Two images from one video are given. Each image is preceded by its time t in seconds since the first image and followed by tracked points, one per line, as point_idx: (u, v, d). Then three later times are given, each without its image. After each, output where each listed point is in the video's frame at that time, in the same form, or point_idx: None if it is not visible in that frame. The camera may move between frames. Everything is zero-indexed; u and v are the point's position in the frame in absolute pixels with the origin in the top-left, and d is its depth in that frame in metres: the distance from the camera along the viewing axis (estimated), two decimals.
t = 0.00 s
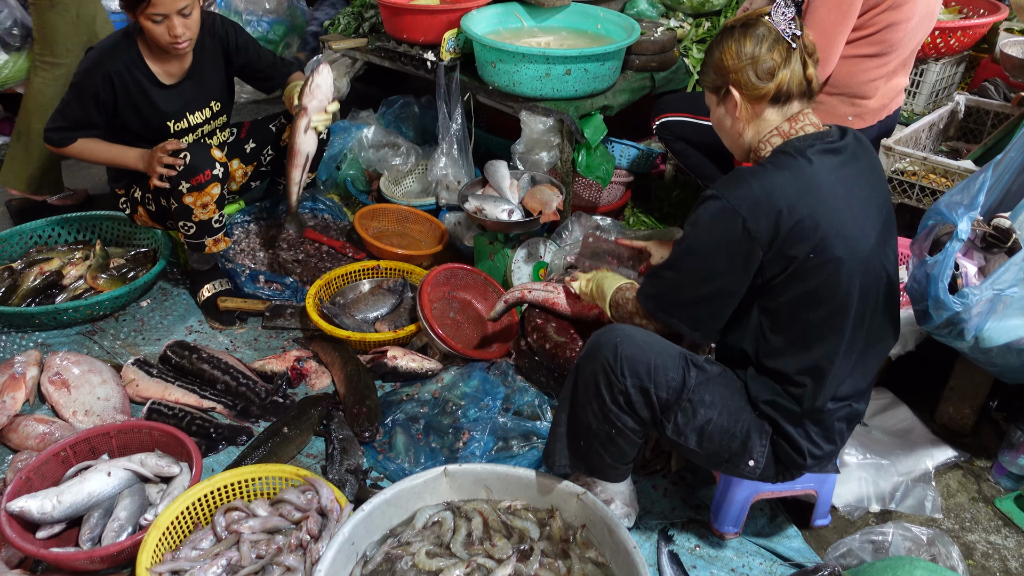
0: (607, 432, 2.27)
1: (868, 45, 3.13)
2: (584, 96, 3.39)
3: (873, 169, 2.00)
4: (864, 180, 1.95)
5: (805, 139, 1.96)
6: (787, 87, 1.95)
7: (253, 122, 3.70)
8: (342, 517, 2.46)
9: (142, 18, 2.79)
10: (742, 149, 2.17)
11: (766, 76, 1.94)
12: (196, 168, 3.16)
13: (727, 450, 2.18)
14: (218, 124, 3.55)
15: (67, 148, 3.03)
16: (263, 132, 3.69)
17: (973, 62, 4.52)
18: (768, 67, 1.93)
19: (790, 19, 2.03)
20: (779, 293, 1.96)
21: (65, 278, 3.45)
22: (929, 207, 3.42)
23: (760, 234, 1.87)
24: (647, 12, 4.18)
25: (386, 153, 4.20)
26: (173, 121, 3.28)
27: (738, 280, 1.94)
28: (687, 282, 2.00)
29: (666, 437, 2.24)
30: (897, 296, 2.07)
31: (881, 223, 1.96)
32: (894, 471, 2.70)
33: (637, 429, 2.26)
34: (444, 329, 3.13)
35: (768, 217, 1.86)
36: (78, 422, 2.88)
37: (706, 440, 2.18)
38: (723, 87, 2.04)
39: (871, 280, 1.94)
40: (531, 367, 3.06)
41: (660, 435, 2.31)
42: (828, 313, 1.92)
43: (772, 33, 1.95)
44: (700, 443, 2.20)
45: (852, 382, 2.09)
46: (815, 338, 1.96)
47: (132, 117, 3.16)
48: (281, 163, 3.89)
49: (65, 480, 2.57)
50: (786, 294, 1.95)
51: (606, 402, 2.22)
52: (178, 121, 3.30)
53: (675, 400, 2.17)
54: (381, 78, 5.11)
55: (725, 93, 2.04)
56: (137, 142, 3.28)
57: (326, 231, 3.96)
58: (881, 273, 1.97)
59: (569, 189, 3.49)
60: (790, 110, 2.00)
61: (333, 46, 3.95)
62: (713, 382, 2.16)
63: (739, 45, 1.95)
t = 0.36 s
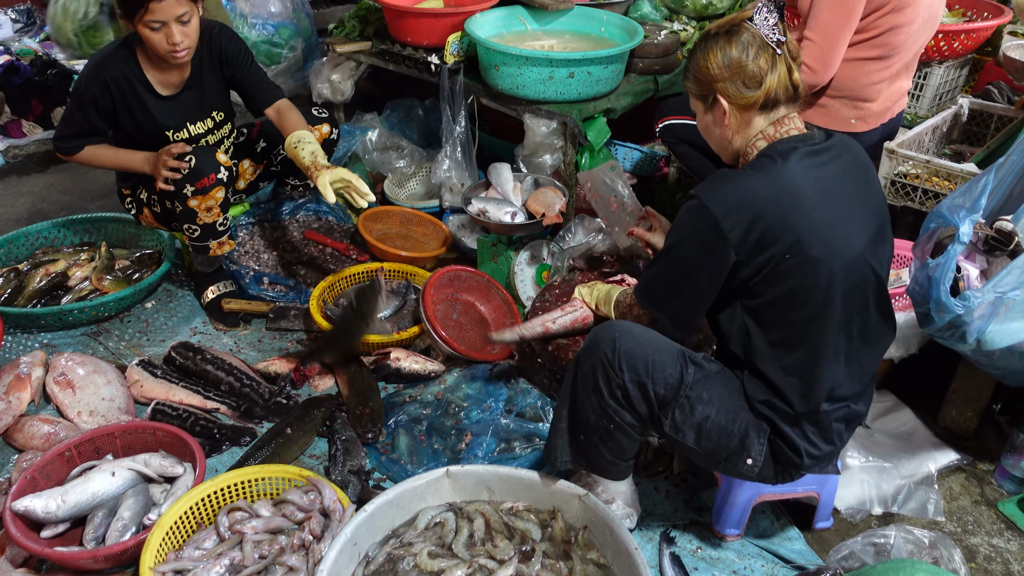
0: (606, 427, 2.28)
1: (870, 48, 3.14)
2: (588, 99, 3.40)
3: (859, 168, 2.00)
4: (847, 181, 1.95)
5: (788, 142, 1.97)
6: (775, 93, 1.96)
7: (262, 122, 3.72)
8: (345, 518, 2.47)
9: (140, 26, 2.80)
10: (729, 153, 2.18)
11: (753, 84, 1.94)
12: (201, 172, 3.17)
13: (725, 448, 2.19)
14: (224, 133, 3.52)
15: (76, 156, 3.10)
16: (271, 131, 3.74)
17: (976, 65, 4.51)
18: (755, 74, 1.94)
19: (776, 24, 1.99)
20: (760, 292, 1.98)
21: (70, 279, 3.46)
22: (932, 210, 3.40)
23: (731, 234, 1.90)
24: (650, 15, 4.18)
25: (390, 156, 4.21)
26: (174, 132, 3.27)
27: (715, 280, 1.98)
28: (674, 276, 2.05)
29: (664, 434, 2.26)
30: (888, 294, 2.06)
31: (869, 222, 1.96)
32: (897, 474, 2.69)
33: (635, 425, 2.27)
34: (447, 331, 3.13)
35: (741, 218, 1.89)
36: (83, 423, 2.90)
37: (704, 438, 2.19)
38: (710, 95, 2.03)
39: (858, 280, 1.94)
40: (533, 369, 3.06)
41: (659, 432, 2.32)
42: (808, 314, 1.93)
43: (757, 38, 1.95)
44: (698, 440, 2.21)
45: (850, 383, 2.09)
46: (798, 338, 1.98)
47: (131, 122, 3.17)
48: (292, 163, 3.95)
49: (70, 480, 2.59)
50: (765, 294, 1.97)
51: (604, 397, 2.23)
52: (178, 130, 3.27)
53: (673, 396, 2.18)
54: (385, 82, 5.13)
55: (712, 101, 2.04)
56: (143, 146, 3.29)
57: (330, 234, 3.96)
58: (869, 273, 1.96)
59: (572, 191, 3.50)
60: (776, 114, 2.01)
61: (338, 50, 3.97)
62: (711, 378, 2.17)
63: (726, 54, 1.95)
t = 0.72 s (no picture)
0: (613, 422, 2.29)
1: (884, 47, 3.13)
2: (599, 97, 3.40)
3: (870, 168, 2.00)
4: (858, 181, 1.95)
5: (799, 142, 1.97)
6: (788, 93, 1.97)
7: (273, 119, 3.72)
8: (354, 511, 2.50)
9: (163, 26, 2.82)
10: (740, 152, 2.18)
11: (766, 84, 1.95)
12: (215, 167, 3.23)
13: (733, 446, 2.19)
14: (240, 128, 3.50)
15: (87, 151, 3.11)
16: (282, 130, 3.74)
17: (990, 65, 4.48)
18: (767, 74, 1.94)
19: (786, 22, 1.98)
20: (770, 292, 1.99)
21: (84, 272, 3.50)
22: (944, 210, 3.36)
23: (739, 234, 1.91)
24: (663, 13, 4.18)
25: (401, 153, 4.23)
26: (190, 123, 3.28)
27: (725, 281, 1.99)
28: (687, 278, 2.08)
29: (672, 430, 2.26)
30: (899, 296, 2.06)
31: (879, 222, 1.96)
32: (905, 474, 2.69)
33: (643, 421, 2.28)
34: (457, 326, 3.14)
35: (751, 218, 1.89)
36: (97, 414, 2.93)
37: (711, 435, 2.20)
38: (722, 96, 2.03)
39: (867, 280, 1.94)
40: (543, 366, 3.07)
41: (667, 429, 2.33)
42: (819, 314, 1.93)
43: (768, 37, 1.94)
44: (705, 437, 2.21)
45: (858, 382, 2.10)
46: (808, 339, 1.98)
47: (148, 119, 3.19)
48: (302, 161, 3.95)
49: (83, 470, 2.62)
50: (775, 294, 1.98)
51: (612, 392, 2.24)
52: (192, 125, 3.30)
53: (680, 393, 2.19)
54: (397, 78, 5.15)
55: (724, 101, 2.04)
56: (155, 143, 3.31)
57: (342, 230, 3.99)
58: (879, 273, 1.96)
59: (582, 189, 3.49)
60: (788, 113, 2.01)
61: (350, 46, 3.99)
62: (720, 377, 2.17)
63: (737, 54, 1.94)
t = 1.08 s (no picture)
0: (625, 410, 2.30)
1: (906, 40, 3.11)
2: (616, 87, 3.38)
3: (886, 161, 1.99)
4: (873, 174, 1.94)
5: (814, 134, 1.96)
6: (805, 85, 1.96)
7: (283, 105, 3.72)
8: (366, 494, 2.52)
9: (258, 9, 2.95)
10: (754, 145, 2.17)
11: (783, 76, 1.93)
12: (252, 147, 3.26)
13: (743, 437, 2.20)
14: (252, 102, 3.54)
15: (114, 122, 3.06)
16: (292, 115, 3.73)
17: (1014, 60, 4.42)
18: (783, 66, 1.92)
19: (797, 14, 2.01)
20: (783, 286, 1.99)
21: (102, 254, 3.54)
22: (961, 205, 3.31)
23: (755, 229, 1.90)
24: (682, 4, 4.15)
25: (418, 141, 4.24)
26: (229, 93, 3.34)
27: (739, 274, 1.99)
28: (700, 271, 2.08)
29: (683, 420, 2.27)
30: (914, 289, 2.05)
31: (894, 215, 1.96)
32: (917, 470, 2.68)
33: (654, 410, 2.29)
34: (471, 314, 3.15)
35: (768, 212, 1.88)
36: (113, 394, 2.97)
37: (722, 425, 2.20)
38: (737, 89, 2.01)
39: (882, 273, 1.93)
40: (555, 355, 3.09)
41: (678, 418, 2.33)
42: (833, 307, 1.93)
43: (783, 29, 1.93)
44: (716, 427, 2.22)
45: (870, 376, 2.09)
46: (821, 332, 1.98)
47: (178, 94, 3.20)
48: (313, 147, 3.95)
49: (99, 448, 2.66)
50: (789, 288, 1.98)
51: (624, 380, 2.24)
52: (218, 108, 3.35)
53: (692, 382, 2.19)
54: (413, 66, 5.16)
55: (739, 95, 2.02)
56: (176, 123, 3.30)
57: (357, 216, 4.01)
58: (894, 267, 1.96)
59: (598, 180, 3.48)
60: (804, 105, 2.00)
61: (368, 33, 4.00)
62: (732, 367, 2.17)
63: (751, 45, 1.92)
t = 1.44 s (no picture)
0: (655, 427, 2.30)
1: (942, 57, 3.08)
2: (647, 103, 3.39)
3: (918, 177, 1.97)
4: (905, 190, 1.93)
5: (843, 151, 1.95)
6: (828, 103, 1.94)
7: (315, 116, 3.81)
8: (396, 506, 2.56)
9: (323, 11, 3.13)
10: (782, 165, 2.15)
11: (806, 96, 1.93)
12: (294, 157, 3.30)
13: (775, 455, 2.18)
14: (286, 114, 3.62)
15: (164, 108, 3.15)
16: (323, 125, 3.79)
17: None
18: (805, 86, 1.92)
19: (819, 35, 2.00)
20: (811, 302, 1.98)
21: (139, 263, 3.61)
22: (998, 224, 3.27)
23: (783, 245, 1.90)
24: (713, 20, 4.15)
25: (448, 155, 4.26)
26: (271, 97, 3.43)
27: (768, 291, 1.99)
28: (729, 289, 2.09)
29: (714, 437, 2.26)
30: (948, 306, 2.02)
31: (928, 231, 1.94)
32: (951, 493, 2.65)
33: (685, 427, 2.28)
34: (500, 328, 3.17)
35: (799, 229, 1.88)
36: (148, 402, 3.03)
37: (754, 443, 2.19)
38: (760, 111, 2.01)
39: (915, 290, 1.91)
40: (584, 370, 3.09)
41: (709, 436, 2.32)
42: (864, 323, 1.91)
43: (804, 50, 1.93)
44: (747, 445, 2.21)
45: (902, 395, 2.07)
46: (851, 349, 1.96)
47: (225, 91, 3.30)
48: (344, 155, 3.95)
49: (135, 454, 2.71)
50: (818, 305, 1.97)
51: (655, 397, 2.24)
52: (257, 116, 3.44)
53: (724, 400, 2.18)
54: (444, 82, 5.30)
55: (763, 116, 2.01)
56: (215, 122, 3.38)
57: (388, 229, 4.05)
58: (928, 283, 1.94)
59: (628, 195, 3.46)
60: (829, 123, 1.98)
61: (401, 48, 4.05)
62: (763, 385, 2.16)
63: (772, 67, 1.93)
